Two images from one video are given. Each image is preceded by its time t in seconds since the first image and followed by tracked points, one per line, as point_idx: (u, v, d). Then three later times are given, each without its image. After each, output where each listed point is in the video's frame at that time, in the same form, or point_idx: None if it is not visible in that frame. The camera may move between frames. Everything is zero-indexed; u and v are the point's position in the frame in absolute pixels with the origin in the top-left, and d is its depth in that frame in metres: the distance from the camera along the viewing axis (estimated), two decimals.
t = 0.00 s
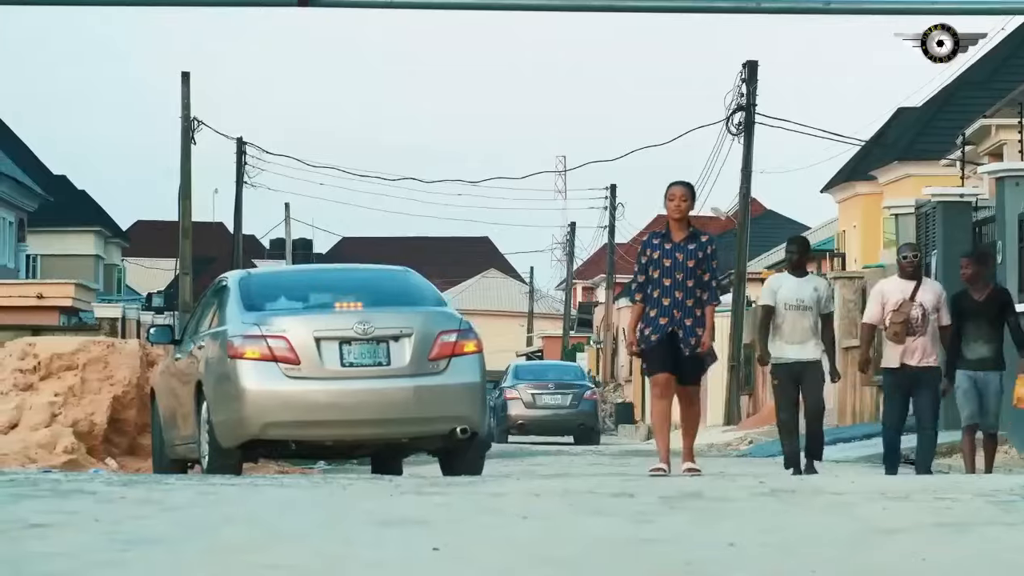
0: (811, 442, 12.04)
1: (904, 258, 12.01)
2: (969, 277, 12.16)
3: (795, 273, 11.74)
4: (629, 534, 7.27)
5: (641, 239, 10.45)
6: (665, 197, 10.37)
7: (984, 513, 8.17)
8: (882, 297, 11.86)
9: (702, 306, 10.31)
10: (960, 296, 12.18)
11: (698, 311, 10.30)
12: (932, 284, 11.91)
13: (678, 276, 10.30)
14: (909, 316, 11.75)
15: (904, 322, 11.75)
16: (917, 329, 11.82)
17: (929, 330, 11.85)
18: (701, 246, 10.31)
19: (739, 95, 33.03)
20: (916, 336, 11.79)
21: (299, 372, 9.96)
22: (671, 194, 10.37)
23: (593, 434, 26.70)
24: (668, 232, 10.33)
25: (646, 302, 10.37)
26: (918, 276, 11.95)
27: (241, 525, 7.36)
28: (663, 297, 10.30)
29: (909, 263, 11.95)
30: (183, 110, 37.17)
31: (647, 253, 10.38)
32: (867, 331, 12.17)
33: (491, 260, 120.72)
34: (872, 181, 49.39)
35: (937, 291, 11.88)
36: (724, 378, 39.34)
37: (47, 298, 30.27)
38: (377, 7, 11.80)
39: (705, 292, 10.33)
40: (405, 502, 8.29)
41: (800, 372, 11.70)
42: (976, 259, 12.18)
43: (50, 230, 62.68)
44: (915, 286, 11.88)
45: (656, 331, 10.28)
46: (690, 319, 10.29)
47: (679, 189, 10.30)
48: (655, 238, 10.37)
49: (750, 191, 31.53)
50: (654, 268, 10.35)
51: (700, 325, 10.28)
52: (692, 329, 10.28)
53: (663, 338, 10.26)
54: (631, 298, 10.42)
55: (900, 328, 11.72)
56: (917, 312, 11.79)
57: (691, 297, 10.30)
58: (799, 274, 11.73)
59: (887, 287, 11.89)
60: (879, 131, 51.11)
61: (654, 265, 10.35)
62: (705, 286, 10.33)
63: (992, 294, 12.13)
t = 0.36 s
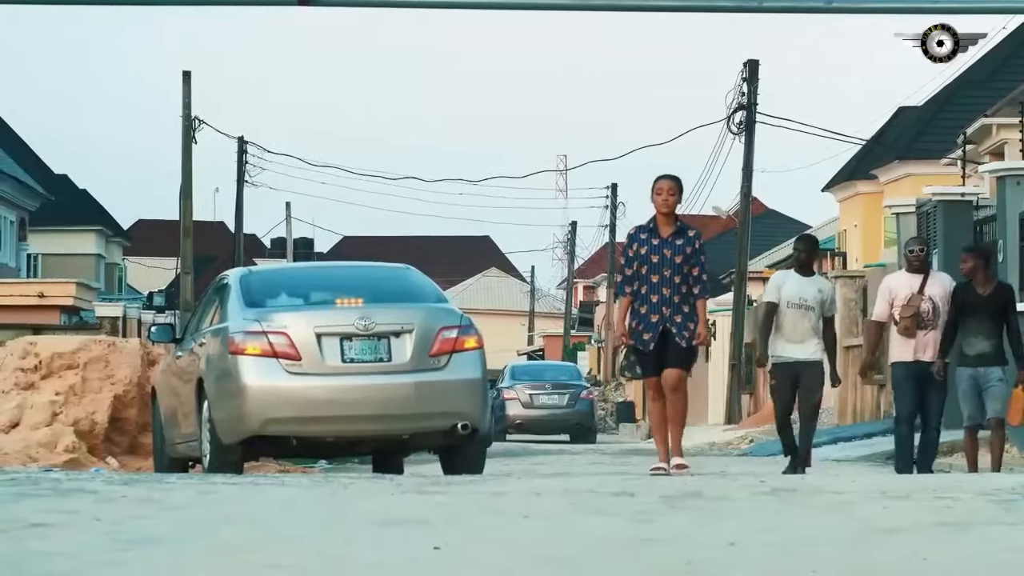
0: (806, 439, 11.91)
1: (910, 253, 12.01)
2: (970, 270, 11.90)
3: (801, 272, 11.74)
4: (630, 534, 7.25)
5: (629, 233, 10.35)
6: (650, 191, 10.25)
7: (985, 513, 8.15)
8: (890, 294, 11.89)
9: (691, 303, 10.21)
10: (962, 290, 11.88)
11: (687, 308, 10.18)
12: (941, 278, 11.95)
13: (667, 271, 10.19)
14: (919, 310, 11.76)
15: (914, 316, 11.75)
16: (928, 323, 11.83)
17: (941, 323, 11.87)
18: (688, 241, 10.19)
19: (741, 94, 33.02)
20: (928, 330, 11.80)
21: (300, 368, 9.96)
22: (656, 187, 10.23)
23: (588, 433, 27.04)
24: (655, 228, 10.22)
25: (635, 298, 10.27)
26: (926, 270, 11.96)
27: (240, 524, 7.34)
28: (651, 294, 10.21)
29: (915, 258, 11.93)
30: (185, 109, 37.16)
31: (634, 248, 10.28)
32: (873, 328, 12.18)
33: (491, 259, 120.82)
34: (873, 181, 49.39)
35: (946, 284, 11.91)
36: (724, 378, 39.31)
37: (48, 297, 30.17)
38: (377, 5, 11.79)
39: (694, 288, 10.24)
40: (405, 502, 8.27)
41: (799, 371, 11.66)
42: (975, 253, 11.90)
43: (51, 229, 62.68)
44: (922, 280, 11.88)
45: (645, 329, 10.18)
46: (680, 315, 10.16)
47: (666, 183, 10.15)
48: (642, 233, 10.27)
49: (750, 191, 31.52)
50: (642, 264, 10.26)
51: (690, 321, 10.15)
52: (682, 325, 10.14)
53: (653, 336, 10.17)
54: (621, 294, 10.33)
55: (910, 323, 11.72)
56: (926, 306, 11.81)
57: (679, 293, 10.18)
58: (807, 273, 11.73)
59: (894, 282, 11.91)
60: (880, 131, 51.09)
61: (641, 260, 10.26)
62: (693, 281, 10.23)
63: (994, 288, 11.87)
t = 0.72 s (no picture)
0: (808, 439, 11.92)
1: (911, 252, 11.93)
2: (989, 267, 11.96)
3: (808, 269, 11.65)
4: (634, 534, 7.23)
5: (627, 232, 10.19)
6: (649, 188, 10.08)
7: (990, 513, 8.12)
8: (888, 291, 11.80)
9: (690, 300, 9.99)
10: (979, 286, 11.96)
11: (686, 305, 9.97)
12: (940, 277, 11.85)
13: (664, 268, 10.02)
14: (919, 308, 11.68)
15: (913, 315, 11.66)
16: (927, 322, 11.73)
17: (940, 322, 11.77)
18: (685, 239, 9.99)
19: (745, 93, 33.00)
20: (928, 329, 11.70)
21: (305, 368, 9.96)
22: (654, 185, 10.06)
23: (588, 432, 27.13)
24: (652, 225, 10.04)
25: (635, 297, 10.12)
26: (926, 268, 11.88)
27: (244, 525, 7.33)
28: (648, 292, 10.03)
29: (916, 257, 11.89)
30: (189, 109, 37.15)
31: (631, 247, 10.12)
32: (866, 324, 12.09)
33: (495, 258, 120.88)
34: (877, 180, 49.35)
35: (945, 283, 11.81)
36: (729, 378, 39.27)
37: (52, 298, 30.02)
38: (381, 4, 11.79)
39: (693, 287, 10.02)
40: (409, 502, 8.25)
41: (809, 372, 11.62)
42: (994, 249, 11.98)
43: (55, 229, 62.72)
44: (923, 278, 11.82)
45: (644, 326, 10.01)
46: (679, 313, 9.96)
47: (662, 180, 9.98)
48: (639, 232, 10.10)
49: (755, 190, 31.49)
50: (639, 262, 10.10)
51: (690, 319, 9.94)
52: (682, 323, 9.95)
53: (651, 333, 9.99)
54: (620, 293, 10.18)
55: (910, 321, 11.63)
56: (926, 304, 11.72)
57: (677, 290, 9.98)
58: (813, 270, 11.63)
59: (894, 280, 11.83)
60: (884, 130, 51.05)
61: (638, 259, 10.09)
62: (691, 280, 10.01)
63: (1012, 285, 11.92)
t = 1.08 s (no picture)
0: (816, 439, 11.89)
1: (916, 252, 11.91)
2: (992, 263, 11.98)
3: (806, 267, 11.62)
4: (637, 534, 7.23)
5: (625, 228, 10.12)
6: (647, 184, 10.02)
7: (992, 513, 8.11)
8: (893, 291, 11.78)
9: (683, 299, 9.91)
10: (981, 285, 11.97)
11: (678, 304, 9.90)
12: (944, 277, 11.82)
13: (659, 266, 9.93)
14: (922, 311, 11.63)
15: (918, 317, 11.62)
16: (931, 324, 11.68)
17: (943, 325, 11.72)
18: (682, 236, 9.92)
19: (748, 93, 33.00)
20: (930, 331, 11.65)
21: (308, 368, 9.96)
22: (652, 180, 10.00)
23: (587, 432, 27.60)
24: (650, 221, 9.98)
25: (626, 294, 10.03)
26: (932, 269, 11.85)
27: (247, 525, 7.33)
28: (641, 289, 9.93)
29: (921, 257, 11.85)
30: (192, 109, 37.14)
31: (627, 243, 10.05)
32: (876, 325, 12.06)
33: (499, 258, 120.89)
34: (879, 181, 49.35)
35: (950, 284, 11.79)
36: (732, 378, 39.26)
37: (55, 299, 29.83)
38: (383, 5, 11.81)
39: (687, 285, 9.91)
40: (412, 502, 8.25)
41: (812, 371, 11.60)
42: (999, 246, 12.01)
43: (57, 229, 62.71)
44: (929, 279, 11.78)
45: (634, 323, 9.93)
46: (670, 312, 9.90)
47: (661, 176, 9.93)
48: (636, 227, 10.04)
49: (758, 190, 31.48)
50: (635, 258, 10.01)
51: (680, 319, 9.88)
52: (672, 322, 9.89)
53: (640, 330, 9.91)
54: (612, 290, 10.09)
55: (913, 323, 11.59)
56: (930, 306, 11.68)
57: (670, 288, 9.90)
58: (810, 268, 11.60)
59: (899, 280, 11.79)
60: (888, 130, 51.04)
61: (633, 255, 10.01)
62: (687, 278, 9.92)
63: (1013, 281, 11.92)
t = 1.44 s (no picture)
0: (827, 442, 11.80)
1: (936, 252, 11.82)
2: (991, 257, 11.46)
3: (817, 268, 11.54)
4: (647, 534, 7.22)
5: (615, 225, 9.54)
6: (637, 179, 9.44)
7: (1003, 513, 8.09)
8: (918, 293, 11.72)
9: (679, 296, 9.41)
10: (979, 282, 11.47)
11: (674, 302, 9.38)
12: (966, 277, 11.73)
13: (654, 264, 9.40)
14: (946, 311, 11.59)
15: (940, 319, 11.60)
16: (953, 325, 11.65)
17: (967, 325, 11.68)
18: (677, 233, 9.39)
19: (757, 93, 32.97)
20: (953, 332, 11.63)
21: (318, 368, 9.95)
22: (642, 176, 9.42)
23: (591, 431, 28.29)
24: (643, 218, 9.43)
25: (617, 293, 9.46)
26: (954, 267, 11.77)
27: (256, 525, 7.33)
28: (635, 287, 9.40)
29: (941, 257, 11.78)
30: (201, 110, 37.17)
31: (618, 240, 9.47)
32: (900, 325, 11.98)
33: (508, 258, 120.92)
34: (888, 181, 49.32)
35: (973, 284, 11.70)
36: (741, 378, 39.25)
37: (65, 300, 29.62)
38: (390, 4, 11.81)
39: (682, 283, 9.43)
40: (421, 502, 8.24)
41: (820, 372, 11.52)
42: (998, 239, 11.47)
43: (67, 229, 62.83)
44: (952, 280, 11.71)
45: (628, 322, 9.37)
46: (665, 310, 9.38)
47: (654, 171, 9.36)
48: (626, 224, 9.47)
49: (767, 190, 31.46)
50: (627, 256, 9.46)
51: (677, 317, 9.37)
52: (667, 321, 9.37)
53: (637, 330, 9.34)
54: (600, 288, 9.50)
55: (936, 325, 11.59)
56: (954, 307, 11.61)
57: (666, 286, 9.38)
58: (821, 268, 11.53)
59: (923, 282, 11.74)
60: (896, 130, 50.99)
61: (626, 253, 9.45)
62: (683, 275, 9.43)
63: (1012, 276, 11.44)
